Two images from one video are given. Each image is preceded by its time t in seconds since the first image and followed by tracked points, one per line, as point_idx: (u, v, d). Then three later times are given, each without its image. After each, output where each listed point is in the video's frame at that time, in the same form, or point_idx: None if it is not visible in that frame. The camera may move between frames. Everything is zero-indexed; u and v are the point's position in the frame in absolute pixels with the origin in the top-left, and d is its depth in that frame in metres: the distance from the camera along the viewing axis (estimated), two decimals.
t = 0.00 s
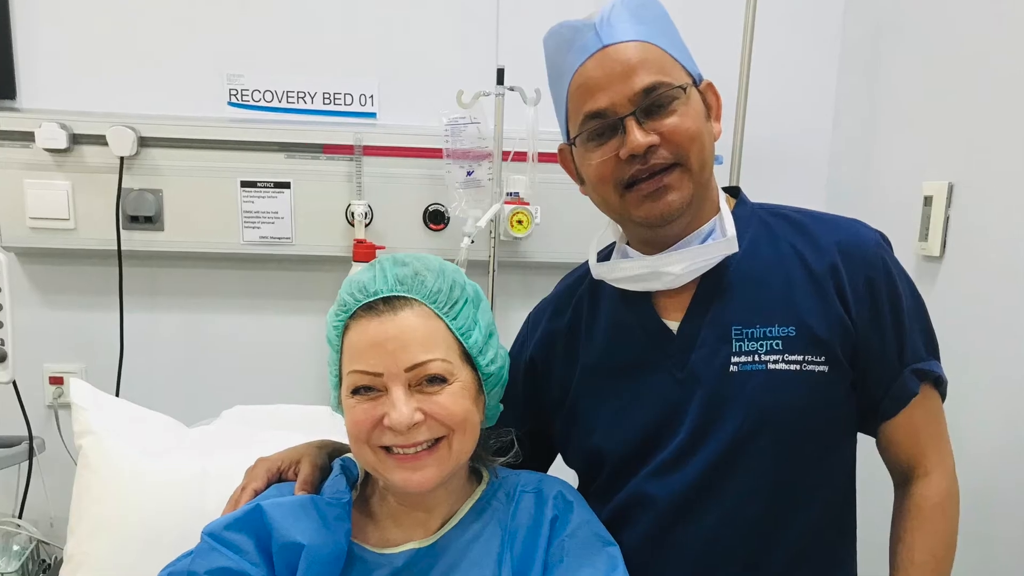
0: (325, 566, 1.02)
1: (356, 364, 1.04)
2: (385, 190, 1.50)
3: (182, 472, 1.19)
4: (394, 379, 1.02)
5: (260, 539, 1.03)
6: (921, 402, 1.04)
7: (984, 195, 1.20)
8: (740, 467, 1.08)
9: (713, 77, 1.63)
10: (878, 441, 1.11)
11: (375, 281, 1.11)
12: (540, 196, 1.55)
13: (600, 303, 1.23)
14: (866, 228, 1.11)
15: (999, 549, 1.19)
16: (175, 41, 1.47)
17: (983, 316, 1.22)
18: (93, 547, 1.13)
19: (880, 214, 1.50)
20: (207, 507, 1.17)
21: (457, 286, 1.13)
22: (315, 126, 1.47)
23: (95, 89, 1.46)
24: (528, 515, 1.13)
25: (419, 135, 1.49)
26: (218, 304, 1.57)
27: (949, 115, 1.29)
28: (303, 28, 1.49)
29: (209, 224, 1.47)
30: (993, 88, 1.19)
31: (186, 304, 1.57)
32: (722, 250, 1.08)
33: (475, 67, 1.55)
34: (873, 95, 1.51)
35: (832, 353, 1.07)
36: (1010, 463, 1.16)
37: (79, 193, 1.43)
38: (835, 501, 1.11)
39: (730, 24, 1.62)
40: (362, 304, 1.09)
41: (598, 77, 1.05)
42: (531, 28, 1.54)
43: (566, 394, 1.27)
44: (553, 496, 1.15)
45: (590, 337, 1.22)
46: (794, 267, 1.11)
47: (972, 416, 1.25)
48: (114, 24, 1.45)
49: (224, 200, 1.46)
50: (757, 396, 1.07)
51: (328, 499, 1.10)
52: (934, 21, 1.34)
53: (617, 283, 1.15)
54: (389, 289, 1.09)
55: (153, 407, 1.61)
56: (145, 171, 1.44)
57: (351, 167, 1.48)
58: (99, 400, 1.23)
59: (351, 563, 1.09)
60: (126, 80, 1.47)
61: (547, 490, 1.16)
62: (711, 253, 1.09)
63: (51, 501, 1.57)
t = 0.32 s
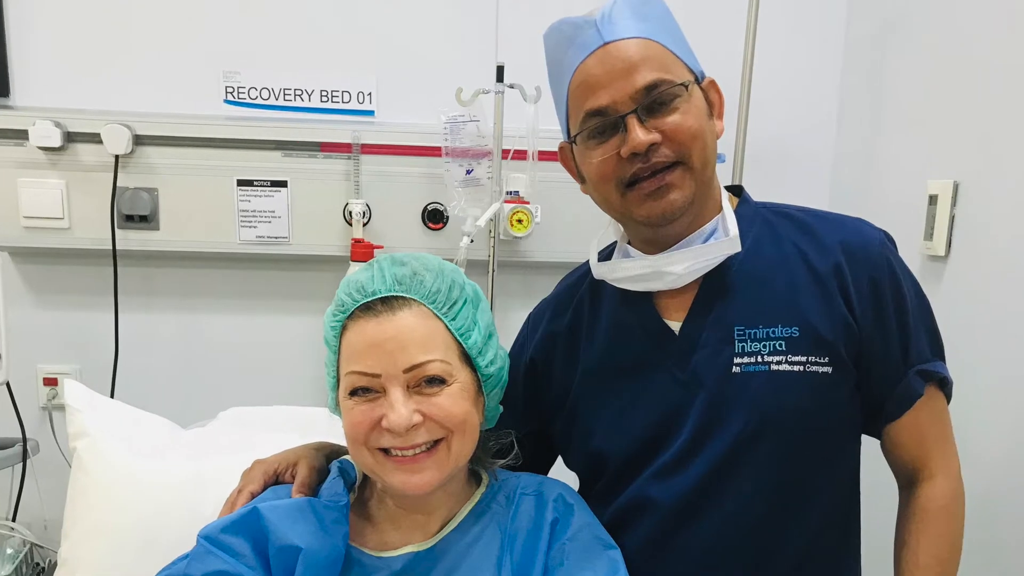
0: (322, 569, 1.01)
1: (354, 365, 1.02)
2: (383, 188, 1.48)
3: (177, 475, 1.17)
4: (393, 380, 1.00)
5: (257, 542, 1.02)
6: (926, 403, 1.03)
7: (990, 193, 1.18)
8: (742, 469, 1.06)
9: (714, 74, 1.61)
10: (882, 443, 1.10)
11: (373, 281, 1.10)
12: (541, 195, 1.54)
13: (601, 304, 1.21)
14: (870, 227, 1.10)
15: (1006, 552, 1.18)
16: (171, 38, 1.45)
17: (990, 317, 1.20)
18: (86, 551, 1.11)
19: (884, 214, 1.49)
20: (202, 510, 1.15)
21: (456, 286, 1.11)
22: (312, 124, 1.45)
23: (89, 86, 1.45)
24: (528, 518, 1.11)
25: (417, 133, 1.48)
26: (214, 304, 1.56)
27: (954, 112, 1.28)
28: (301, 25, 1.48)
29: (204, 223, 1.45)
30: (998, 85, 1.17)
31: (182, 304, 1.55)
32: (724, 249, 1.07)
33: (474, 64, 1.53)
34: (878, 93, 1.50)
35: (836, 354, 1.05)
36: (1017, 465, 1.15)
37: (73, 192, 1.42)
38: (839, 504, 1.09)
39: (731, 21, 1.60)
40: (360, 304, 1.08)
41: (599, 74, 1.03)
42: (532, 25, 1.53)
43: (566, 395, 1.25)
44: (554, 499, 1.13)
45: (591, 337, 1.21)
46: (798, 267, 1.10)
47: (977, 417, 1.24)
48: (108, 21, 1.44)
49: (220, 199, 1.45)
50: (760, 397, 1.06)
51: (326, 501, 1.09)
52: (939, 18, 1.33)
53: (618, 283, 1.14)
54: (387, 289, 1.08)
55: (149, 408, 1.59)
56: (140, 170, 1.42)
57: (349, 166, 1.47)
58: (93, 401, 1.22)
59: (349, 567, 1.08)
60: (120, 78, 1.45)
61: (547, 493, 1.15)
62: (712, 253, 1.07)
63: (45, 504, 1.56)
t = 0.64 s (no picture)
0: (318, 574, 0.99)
1: (351, 366, 1.00)
2: (380, 187, 1.46)
3: (171, 477, 1.15)
4: (391, 382, 0.99)
5: (252, 546, 1.00)
6: (933, 405, 1.01)
7: (998, 191, 1.16)
8: (746, 472, 1.04)
9: (716, 71, 1.59)
10: (888, 446, 1.08)
11: (370, 281, 1.08)
12: (541, 193, 1.52)
13: (602, 304, 1.20)
14: (876, 227, 1.08)
15: (1014, 556, 1.16)
16: (165, 34, 1.43)
17: (998, 317, 1.18)
18: (78, 555, 1.09)
19: (889, 212, 1.47)
20: (196, 513, 1.13)
21: (455, 286, 1.10)
22: (309, 122, 1.44)
23: (82, 84, 1.43)
24: (528, 522, 1.10)
25: (415, 131, 1.46)
26: (210, 304, 1.54)
27: (960, 109, 1.26)
28: (298, 21, 1.46)
29: (199, 222, 1.43)
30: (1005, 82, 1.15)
31: (177, 304, 1.53)
32: (727, 249, 1.05)
33: (474, 60, 1.51)
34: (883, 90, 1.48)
35: (841, 355, 1.04)
36: None
37: (66, 191, 1.40)
38: (844, 507, 1.07)
39: (733, 17, 1.58)
40: (357, 304, 1.06)
41: (600, 70, 1.02)
42: (532, 21, 1.51)
43: (566, 396, 1.23)
44: (554, 502, 1.11)
45: (592, 338, 1.19)
46: (802, 267, 1.08)
47: (985, 419, 1.22)
48: (101, 17, 1.42)
49: (215, 198, 1.43)
50: (764, 398, 1.04)
51: (323, 505, 1.07)
52: (945, 14, 1.31)
53: (620, 283, 1.12)
54: (385, 289, 1.06)
55: (143, 409, 1.57)
56: (134, 168, 1.41)
57: (346, 163, 1.45)
58: (86, 403, 1.20)
59: (346, 571, 1.06)
60: (114, 74, 1.44)
61: (547, 496, 1.13)
62: (715, 252, 1.06)
63: (38, 507, 1.54)
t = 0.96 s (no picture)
0: None
1: (349, 367, 0.99)
2: (378, 185, 1.45)
3: (164, 480, 1.14)
4: (388, 384, 0.97)
5: (248, 550, 0.98)
6: (939, 407, 0.99)
7: (1006, 190, 1.15)
8: (749, 475, 1.03)
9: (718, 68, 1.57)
10: (894, 448, 1.06)
11: (367, 281, 1.06)
12: (540, 191, 1.50)
13: (604, 304, 1.18)
14: (882, 226, 1.06)
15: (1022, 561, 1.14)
16: (159, 29, 1.41)
17: (1006, 318, 1.16)
18: (68, 559, 1.07)
19: (894, 212, 1.45)
20: (189, 516, 1.11)
21: (453, 286, 1.08)
22: (306, 119, 1.42)
23: (74, 80, 1.41)
24: (528, 526, 1.08)
25: (413, 128, 1.44)
26: (205, 304, 1.52)
27: (967, 106, 1.24)
28: (294, 16, 1.44)
29: (194, 221, 1.41)
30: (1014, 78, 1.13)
31: (171, 304, 1.52)
32: (730, 248, 1.03)
33: (473, 56, 1.49)
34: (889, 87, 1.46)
35: (846, 356, 1.02)
36: None
37: (58, 189, 1.38)
38: (849, 510, 1.05)
39: (736, 13, 1.56)
40: (354, 304, 1.04)
41: (601, 67, 1.00)
42: (532, 17, 1.49)
43: (566, 398, 1.21)
44: (555, 506, 1.10)
45: (593, 339, 1.17)
46: (806, 266, 1.06)
47: (993, 422, 1.20)
48: (94, 12, 1.40)
49: (210, 196, 1.41)
50: (768, 400, 1.02)
51: (319, 508, 1.05)
52: (952, 10, 1.29)
53: (621, 283, 1.10)
54: (382, 289, 1.04)
55: (137, 411, 1.55)
56: (127, 166, 1.39)
57: (343, 161, 1.43)
58: (78, 405, 1.18)
59: None
60: (107, 71, 1.42)
61: (547, 499, 1.11)
62: (718, 252, 1.04)
63: (30, 511, 1.52)
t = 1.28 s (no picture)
0: None
1: (345, 369, 0.97)
2: (375, 183, 1.43)
3: (157, 483, 1.12)
4: (386, 385, 0.95)
5: (243, 555, 0.97)
6: (946, 409, 0.97)
7: (1015, 188, 1.13)
8: (753, 478, 1.01)
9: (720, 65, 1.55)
10: (900, 451, 1.04)
11: (364, 281, 1.04)
12: (540, 190, 1.48)
13: (605, 305, 1.16)
14: (888, 224, 1.04)
15: None
16: (152, 25, 1.40)
17: (1015, 318, 1.14)
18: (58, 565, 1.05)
19: (899, 211, 1.43)
20: (183, 520, 1.10)
21: (452, 286, 1.06)
22: (302, 116, 1.40)
23: (65, 76, 1.39)
24: (528, 530, 1.06)
25: (411, 125, 1.42)
26: (200, 304, 1.50)
27: (974, 103, 1.22)
28: (291, 12, 1.42)
29: (189, 220, 1.40)
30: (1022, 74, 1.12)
31: (165, 304, 1.50)
32: (734, 247, 1.01)
33: (473, 52, 1.47)
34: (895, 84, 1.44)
35: (851, 357, 1.00)
36: None
37: (49, 187, 1.36)
38: (856, 514, 1.03)
39: (738, 9, 1.54)
40: (351, 304, 1.02)
41: (602, 63, 0.98)
42: (532, 12, 1.47)
43: (567, 399, 1.19)
44: (555, 510, 1.08)
45: (594, 340, 1.15)
46: (811, 266, 1.04)
47: (1001, 424, 1.18)
48: (87, 8, 1.38)
49: (205, 195, 1.39)
50: (772, 402, 1.00)
51: (316, 512, 1.03)
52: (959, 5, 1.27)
53: (623, 283, 1.09)
54: (380, 289, 1.02)
55: (130, 413, 1.53)
56: (120, 164, 1.37)
57: (340, 159, 1.41)
58: (70, 408, 1.15)
59: None
60: (99, 68, 1.40)
61: (547, 504, 1.09)
62: (722, 252, 1.02)
63: (21, 515, 1.50)
